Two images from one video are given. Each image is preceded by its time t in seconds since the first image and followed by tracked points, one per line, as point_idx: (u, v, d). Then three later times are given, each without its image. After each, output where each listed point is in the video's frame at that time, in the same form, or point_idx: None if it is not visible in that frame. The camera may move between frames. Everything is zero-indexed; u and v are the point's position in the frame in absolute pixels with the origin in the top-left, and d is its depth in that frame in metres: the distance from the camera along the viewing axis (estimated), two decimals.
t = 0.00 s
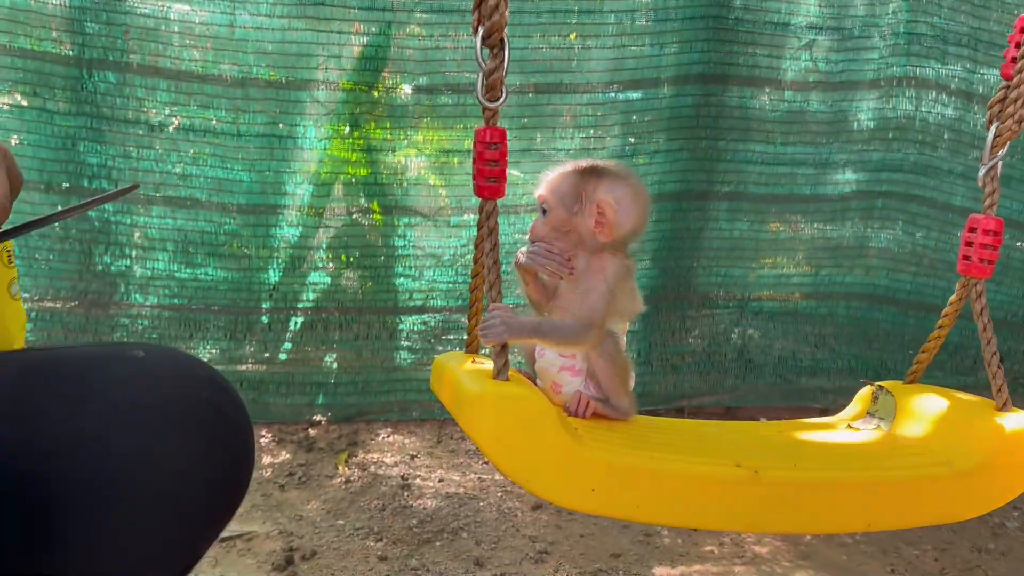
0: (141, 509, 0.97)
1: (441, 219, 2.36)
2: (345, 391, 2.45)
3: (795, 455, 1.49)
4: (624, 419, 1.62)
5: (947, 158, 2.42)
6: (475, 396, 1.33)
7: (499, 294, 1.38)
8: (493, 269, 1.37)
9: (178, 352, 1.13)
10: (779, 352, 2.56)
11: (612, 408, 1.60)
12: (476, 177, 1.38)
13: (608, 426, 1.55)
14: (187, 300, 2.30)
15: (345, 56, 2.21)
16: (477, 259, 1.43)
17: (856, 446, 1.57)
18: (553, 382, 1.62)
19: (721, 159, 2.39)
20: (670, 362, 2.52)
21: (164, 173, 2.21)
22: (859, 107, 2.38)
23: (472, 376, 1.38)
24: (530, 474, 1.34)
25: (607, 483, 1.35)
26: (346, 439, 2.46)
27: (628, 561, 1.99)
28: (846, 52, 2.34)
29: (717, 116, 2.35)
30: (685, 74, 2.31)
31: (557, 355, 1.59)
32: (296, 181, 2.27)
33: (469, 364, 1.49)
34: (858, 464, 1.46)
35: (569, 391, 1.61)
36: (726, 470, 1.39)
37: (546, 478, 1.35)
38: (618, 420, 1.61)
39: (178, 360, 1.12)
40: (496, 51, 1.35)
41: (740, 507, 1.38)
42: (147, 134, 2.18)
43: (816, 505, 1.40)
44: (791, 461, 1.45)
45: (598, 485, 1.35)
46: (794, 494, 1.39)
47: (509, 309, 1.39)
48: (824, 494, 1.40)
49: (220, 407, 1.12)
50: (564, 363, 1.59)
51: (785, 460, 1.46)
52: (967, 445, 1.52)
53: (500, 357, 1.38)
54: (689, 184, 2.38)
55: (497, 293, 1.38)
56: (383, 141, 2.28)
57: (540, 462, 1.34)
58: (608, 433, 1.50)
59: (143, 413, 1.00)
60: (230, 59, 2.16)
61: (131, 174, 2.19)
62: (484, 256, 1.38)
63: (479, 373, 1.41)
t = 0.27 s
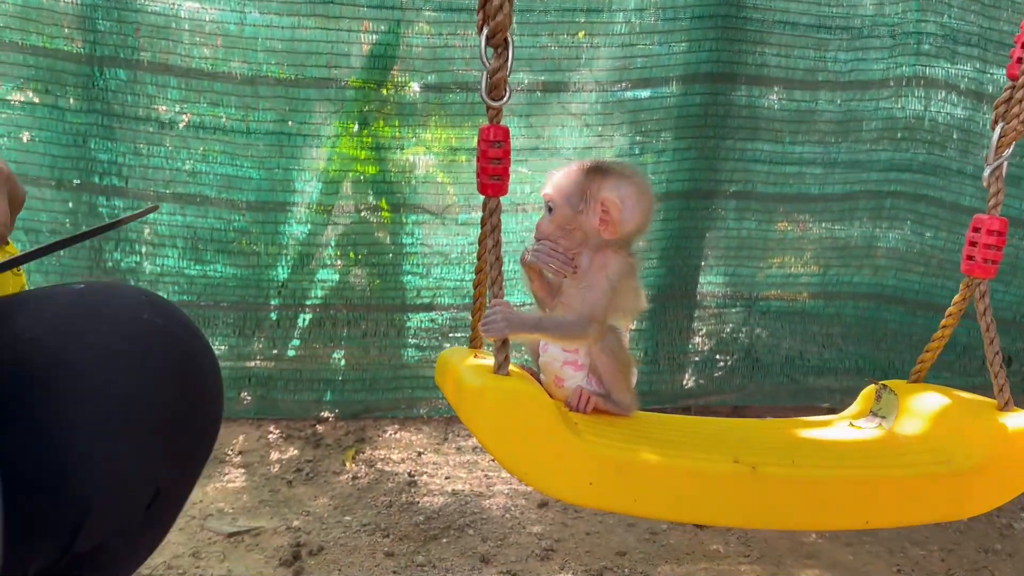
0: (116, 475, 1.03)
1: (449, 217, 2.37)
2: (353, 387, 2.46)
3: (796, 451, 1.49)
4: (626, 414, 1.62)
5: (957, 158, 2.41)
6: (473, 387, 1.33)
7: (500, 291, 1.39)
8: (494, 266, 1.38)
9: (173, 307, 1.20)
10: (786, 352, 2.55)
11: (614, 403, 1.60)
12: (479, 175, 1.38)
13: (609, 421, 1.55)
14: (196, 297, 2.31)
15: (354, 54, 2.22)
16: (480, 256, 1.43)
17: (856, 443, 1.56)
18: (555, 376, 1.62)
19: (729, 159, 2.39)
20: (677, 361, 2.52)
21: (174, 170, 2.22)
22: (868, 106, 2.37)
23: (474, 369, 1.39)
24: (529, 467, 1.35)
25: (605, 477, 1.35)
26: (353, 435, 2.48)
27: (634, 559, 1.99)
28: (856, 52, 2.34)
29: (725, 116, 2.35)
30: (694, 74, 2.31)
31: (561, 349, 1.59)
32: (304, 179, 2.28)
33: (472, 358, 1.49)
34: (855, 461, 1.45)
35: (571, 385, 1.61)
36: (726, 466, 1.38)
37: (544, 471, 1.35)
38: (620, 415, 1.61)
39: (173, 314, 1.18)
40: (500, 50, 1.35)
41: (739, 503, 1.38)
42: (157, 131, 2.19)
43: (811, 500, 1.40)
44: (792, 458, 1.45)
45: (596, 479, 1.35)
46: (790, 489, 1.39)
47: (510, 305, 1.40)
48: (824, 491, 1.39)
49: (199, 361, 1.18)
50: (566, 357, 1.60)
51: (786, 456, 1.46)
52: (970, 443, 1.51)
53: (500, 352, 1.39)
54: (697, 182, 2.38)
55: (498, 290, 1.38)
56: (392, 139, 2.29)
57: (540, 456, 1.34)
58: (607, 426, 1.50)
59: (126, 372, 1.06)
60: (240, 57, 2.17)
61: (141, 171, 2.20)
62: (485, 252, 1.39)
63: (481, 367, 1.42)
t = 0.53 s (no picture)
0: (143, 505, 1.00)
1: (458, 215, 2.38)
2: (361, 385, 2.48)
3: (799, 449, 1.49)
4: (629, 410, 1.62)
5: (965, 159, 2.41)
6: (480, 383, 1.36)
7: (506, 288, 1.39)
8: (500, 264, 1.40)
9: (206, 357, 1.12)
10: (794, 352, 2.55)
11: (618, 399, 1.60)
12: (486, 175, 1.39)
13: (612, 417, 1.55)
14: (206, 294, 2.32)
15: (364, 53, 2.23)
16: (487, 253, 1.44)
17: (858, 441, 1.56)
18: (561, 371, 1.62)
19: (737, 159, 2.39)
20: (684, 361, 2.53)
21: (185, 168, 2.23)
22: (877, 107, 2.37)
23: (479, 366, 1.40)
24: (532, 462, 1.36)
25: (608, 472, 1.35)
26: (361, 432, 2.49)
27: (640, 558, 2.00)
28: (865, 52, 2.33)
29: (733, 116, 2.35)
30: (703, 74, 2.31)
31: (567, 344, 1.60)
32: (314, 178, 2.30)
33: (477, 355, 1.50)
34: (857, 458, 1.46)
35: (576, 381, 1.61)
36: (728, 462, 1.39)
37: (548, 466, 1.35)
38: (623, 411, 1.62)
39: (206, 362, 1.11)
40: (507, 51, 1.36)
41: (742, 499, 1.39)
42: (168, 129, 2.20)
43: (814, 498, 1.40)
44: (795, 455, 1.45)
45: (599, 474, 1.35)
46: (792, 486, 1.39)
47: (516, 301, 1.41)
48: (827, 488, 1.40)
49: (228, 406, 1.10)
50: (572, 353, 1.60)
51: (789, 453, 1.46)
52: (971, 442, 1.52)
53: (505, 349, 1.40)
54: (705, 182, 2.38)
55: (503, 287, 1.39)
56: (402, 138, 2.30)
57: (544, 451, 1.35)
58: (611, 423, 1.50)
59: (143, 402, 1.01)
60: (251, 56, 2.19)
61: (153, 169, 2.22)
62: (491, 250, 1.39)
63: (486, 364, 1.43)
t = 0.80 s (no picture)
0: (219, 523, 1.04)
1: (466, 215, 2.40)
2: (368, 383, 2.49)
3: (805, 448, 1.50)
4: (638, 410, 1.62)
5: (973, 161, 2.41)
6: (487, 381, 1.36)
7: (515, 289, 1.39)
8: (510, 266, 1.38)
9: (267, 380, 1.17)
10: (800, 354, 2.56)
11: (625, 399, 1.60)
12: (495, 177, 1.39)
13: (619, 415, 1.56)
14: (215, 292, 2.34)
15: (374, 53, 2.24)
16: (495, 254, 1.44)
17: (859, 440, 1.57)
18: (568, 370, 1.63)
19: (745, 160, 2.39)
20: (690, 362, 2.53)
21: (196, 167, 2.25)
22: (885, 109, 2.37)
23: (487, 363, 1.41)
24: (539, 459, 1.37)
25: (615, 470, 1.36)
26: (368, 430, 2.51)
27: (645, 557, 2.01)
28: (873, 54, 2.34)
29: (742, 117, 2.35)
30: (711, 75, 2.32)
31: (574, 343, 1.61)
32: (323, 177, 2.31)
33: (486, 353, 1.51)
34: (861, 457, 1.46)
35: (585, 380, 1.62)
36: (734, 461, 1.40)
37: (555, 463, 1.36)
38: (632, 411, 1.62)
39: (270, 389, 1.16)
40: (517, 55, 1.37)
41: (748, 497, 1.39)
42: (179, 128, 2.22)
43: (818, 497, 1.40)
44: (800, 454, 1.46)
45: (605, 471, 1.36)
46: (797, 485, 1.40)
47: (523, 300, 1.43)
48: (832, 487, 1.40)
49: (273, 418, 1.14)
50: (580, 352, 1.61)
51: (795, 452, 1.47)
52: (975, 441, 1.52)
53: (514, 348, 1.40)
54: (713, 183, 2.39)
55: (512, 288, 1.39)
56: (410, 138, 2.32)
57: (550, 449, 1.36)
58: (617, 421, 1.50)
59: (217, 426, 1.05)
60: (262, 56, 2.20)
61: (164, 167, 2.23)
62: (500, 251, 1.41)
63: (494, 362, 1.44)
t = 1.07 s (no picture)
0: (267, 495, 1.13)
1: (472, 213, 2.40)
2: (373, 381, 2.50)
3: (812, 449, 1.50)
4: (645, 410, 1.63)
5: (979, 163, 2.41)
6: (497, 379, 1.37)
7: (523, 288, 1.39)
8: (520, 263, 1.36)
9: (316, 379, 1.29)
10: (805, 354, 2.56)
11: (633, 399, 1.61)
12: (504, 175, 1.39)
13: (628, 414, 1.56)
14: (222, 289, 2.35)
15: (381, 52, 2.25)
16: (502, 252, 1.44)
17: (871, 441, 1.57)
18: (576, 369, 1.64)
19: (750, 160, 2.39)
20: (695, 362, 2.53)
21: (203, 164, 2.26)
22: (892, 109, 2.37)
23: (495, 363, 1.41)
24: (548, 457, 1.37)
25: (624, 468, 1.37)
26: (373, 428, 2.52)
27: (649, 556, 2.01)
28: (880, 55, 2.33)
29: (748, 117, 2.35)
30: (717, 74, 2.32)
31: (582, 342, 1.61)
32: (329, 175, 2.32)
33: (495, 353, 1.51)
34: (868, 458, 1.46)
35: (593, 379, 1.62)
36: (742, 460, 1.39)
37: (564, 462, 1.36)
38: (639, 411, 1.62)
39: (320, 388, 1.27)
40: (527, 53, 1.37)
41: (756, 497, 1.39)
42: (187, 125, 2.22)
43: (826, 497, 1.40)
44: (808, 455, 1.46)
45: (615, 470, 1.36)
46: (806, 484, 1.40)
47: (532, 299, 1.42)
48: (842, 486, 1.40)
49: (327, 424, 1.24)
50: (588, 351, 1.62)
51: (802, 453, 1.47)
52: (982, 442, 1.52)
53: (523, 346, 1.40)
54: (718, 183, 2.39)
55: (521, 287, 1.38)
56: (417, 137, 2.33)
57: (560, 447, 1.36)
58: (625, 421, 1.50)
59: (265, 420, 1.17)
60: (270, 54, 2.21)
61: (171, 164, 2.24)
62: (510, 249, 1.40)
63: (503, 362, 1.44)
